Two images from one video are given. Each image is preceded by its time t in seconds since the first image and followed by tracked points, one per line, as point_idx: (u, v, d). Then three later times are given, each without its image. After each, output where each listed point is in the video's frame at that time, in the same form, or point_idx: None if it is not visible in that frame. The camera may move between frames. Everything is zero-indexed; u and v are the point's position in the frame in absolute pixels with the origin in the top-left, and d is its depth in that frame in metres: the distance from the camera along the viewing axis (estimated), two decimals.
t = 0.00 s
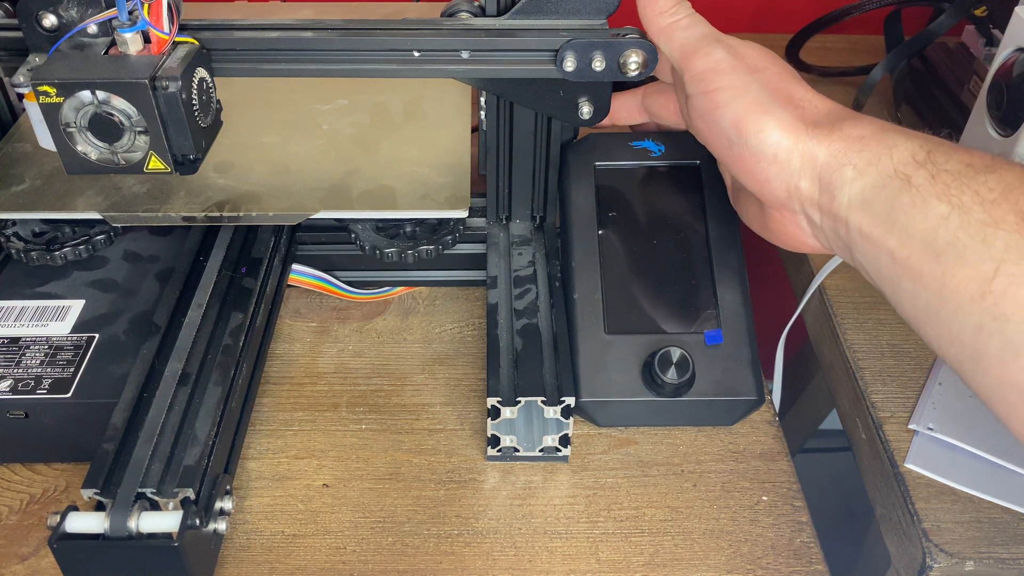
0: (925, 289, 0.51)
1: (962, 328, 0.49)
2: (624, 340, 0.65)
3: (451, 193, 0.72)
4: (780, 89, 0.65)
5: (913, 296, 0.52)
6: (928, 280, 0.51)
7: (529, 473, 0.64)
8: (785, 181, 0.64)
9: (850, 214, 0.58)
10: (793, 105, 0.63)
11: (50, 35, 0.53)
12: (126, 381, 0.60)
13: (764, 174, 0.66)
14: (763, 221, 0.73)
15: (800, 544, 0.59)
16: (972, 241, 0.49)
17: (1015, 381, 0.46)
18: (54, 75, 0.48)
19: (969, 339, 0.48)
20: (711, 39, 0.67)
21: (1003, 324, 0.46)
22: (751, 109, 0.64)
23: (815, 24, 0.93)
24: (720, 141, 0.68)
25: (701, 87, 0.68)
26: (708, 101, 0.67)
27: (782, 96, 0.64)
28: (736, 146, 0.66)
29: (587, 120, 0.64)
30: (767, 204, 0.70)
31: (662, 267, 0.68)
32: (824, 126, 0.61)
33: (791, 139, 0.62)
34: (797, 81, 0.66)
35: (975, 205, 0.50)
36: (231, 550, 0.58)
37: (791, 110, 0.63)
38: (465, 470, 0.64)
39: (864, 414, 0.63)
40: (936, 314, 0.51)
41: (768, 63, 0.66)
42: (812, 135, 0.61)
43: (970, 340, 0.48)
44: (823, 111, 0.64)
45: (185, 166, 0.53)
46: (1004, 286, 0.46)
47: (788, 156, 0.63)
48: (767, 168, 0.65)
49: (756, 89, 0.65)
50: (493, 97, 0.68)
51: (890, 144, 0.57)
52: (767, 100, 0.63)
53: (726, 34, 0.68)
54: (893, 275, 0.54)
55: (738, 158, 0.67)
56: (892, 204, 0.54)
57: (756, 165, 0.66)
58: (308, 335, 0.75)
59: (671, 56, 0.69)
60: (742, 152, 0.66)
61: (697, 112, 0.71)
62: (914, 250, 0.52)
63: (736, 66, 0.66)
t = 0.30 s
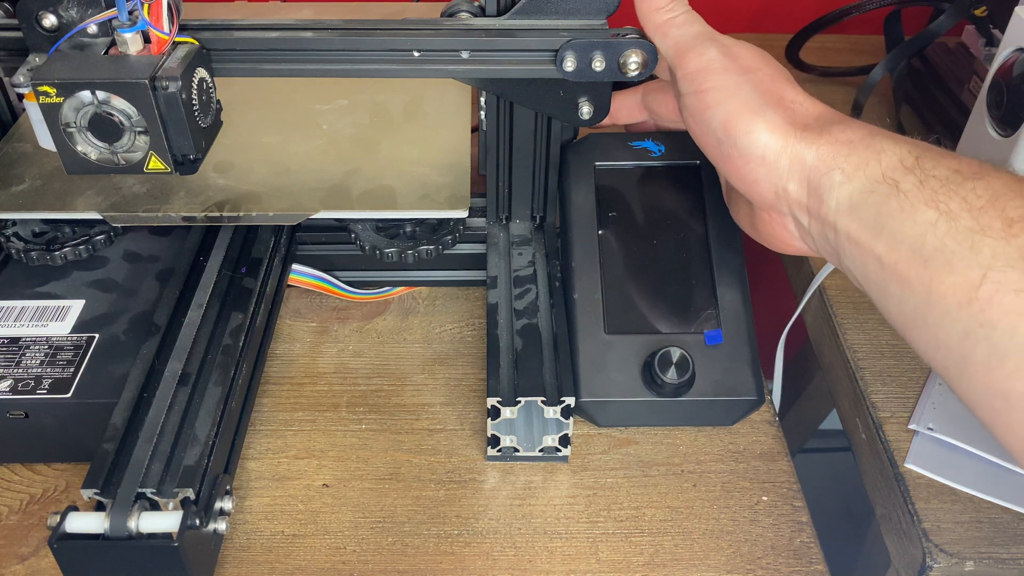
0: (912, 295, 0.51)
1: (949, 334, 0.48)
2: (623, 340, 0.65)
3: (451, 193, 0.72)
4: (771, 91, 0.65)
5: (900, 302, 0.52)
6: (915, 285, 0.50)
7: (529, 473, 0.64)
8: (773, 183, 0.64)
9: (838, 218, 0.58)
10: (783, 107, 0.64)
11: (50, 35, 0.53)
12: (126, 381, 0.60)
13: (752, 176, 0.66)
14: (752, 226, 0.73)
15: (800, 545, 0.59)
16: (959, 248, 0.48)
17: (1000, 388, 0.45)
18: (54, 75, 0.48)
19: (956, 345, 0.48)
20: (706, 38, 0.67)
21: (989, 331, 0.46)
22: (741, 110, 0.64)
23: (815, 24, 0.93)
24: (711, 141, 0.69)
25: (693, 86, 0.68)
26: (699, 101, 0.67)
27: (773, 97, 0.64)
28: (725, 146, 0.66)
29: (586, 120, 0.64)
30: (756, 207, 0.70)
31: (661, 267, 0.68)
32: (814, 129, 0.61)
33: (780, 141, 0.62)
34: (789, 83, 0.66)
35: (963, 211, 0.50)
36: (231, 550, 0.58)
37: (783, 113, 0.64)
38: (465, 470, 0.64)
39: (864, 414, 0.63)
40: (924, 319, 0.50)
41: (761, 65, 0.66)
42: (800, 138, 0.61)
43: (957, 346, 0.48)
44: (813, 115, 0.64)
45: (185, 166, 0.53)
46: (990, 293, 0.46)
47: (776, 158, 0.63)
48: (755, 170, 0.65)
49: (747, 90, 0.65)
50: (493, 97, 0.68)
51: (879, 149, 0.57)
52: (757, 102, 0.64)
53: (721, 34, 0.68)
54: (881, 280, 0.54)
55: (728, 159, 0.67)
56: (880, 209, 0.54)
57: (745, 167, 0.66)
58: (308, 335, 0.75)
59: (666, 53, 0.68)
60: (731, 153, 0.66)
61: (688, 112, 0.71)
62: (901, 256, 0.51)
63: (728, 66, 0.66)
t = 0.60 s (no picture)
0: (901, 297, 0.51)
1: (936, 336, 0.48)
2: (623, 340, 0.65)
3: (451, 193, 0.72)
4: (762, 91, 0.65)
5: (889, 303, 0.52)
6: (904, 287, 0.50)
7: (529, 473, 0.64)
8: (762, 184, 0.64)
9: (827, 219, 0.58)
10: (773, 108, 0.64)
11: (50, 35, 0.53)
12: (126, 381, 0.60)
13: (742, 176, 0.66)
14: (742, 228, 0.73)
15: (800, 544, 0.59)
16: (948, 250, 0.48)
17: (987, 391, 0.45)
18: (54, 75, 0.48)
19: (943, 348, 0.48)
20: (698, 38, 0.66)
21: (977, 333, 0.45)
22: (731, 111, 0.64)
23: (816, 24, 0.93)
24: (701, 142, 0.69)
25: (684, 86, 0.67)
26: (690, 101, 0.67)
27: (764, 98, 0.64)
28: (716, 147, 0.66)
29: (586, 120, 0.64)
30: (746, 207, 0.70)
31: (661, 267, 0.68)
32: (805, 131, 0.61)
33: (770, 142, 0.62)
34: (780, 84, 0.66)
35: (952, 213, 0.50)
36: (231, 550, 0.58)
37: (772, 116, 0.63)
38: (465, 470, 0.64)
39: (864, 414, 0.63)
40: (912, 322, 0.50)
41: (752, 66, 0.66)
42: (790, 139, 0.61)
43: (944, 348, 0.48)
44: (803, 115, 0.64)
45: (185, 166, 0.53)
46: (978, 295, 0.46)
47: (766, 159, 0.63)
48: (743, 172, 0.65)
49: (737, 91, 0.65)
50: (493, 97, 0.68)
51: (869, 151, 0.57)
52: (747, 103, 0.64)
53: (714, 34, 0.68)
54: (869, 281, 0.54)
55: (718, 159, 0.67)
56: (869, 212, 0.54)
57: (734, 169, 0.66)
58: (308, 335, 0.75)
59: (658, 53, 0.67)
60: (721, 153, 0.67)
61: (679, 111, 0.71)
62: (890, 258, 0.51)
63: (720, 67, 0.66)
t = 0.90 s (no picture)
0: (932, 272, 0.50)
1: (967, 313, 0.48)
2: (623, 339, 0.65)
3: (451, 193, 0.72)
4: (786, 62, 0.63)
5: (919, 278, 0.51)
6: (936, 262, 0.49)
7: (529, 473, 0.64)
8: (785, 156, 0.62)
9: (852, 190, 0.56)
10: (797, 78, 0.62)
11: (50, 35, 0.53)
12: (126, 381, 0.60)
13: (764, 148, 0.64)
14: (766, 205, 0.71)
15: (800, 544, 0.59)
16: (982, 224, 0.47)
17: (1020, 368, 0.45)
18: (54, 75, 0.48)
19: (976, 324, 0.47)
20: (719, 9, 0.66)
21: (1011, 311, 0.45)
22: (752, 80, 0.63)
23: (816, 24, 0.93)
24: (722, 114, 0.67)
25: (705, 55, 0.66)
26: (710, 70, 0.66)
27: (787, 68, 0.63)
28: (737, 118, 0.65)
29: (587, 120, 0.64)
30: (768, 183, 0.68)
31: (661, 267, 0.68)
32: (829, 100, 0.59)
33: (793, 111, 0.60)
34: (806, 55, 0.65)
35: (988, 185, 0.48)
36: (231, 550, 0.58)
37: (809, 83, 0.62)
38: (465, 470, 0.64)
39: (864, 414, 0.63)
40: (942, 297, 0.50)
41: (777, 36, 0.65)
42: (815, 107, 0.59)
43: (977, 325, 0.47)
44: (828, 86, 0.62)
45: (185, 166, 0.53)
46: (1015, 271, 0.45)
47: (789, 130, 0.61)
48: (768, 139, 0.63)
49: (760, 60, 0.63)
50: (493, 97, 0.68)
51: (897, 120, 0.55)
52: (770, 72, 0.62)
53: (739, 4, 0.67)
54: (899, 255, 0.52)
55: (739, 132, 0.66)
56: (898, 181, 0.52)
57: (761, 135, 0.64)
58: (308, 335, 0.75)
59: (681, 24, 0.68)
60: (741, 125, 0.65)
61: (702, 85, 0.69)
62: (920, 230, 0.50)
63: (742, 35, 0.64)
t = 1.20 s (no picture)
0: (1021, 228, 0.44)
1: None
2: (623, 339, 0.65)
3: (451, 193, 0.72)
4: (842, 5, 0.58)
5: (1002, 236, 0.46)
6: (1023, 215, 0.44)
7: (528, 473, 0.64)
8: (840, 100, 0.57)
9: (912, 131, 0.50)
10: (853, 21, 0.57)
11: (50, 35, 0.53)
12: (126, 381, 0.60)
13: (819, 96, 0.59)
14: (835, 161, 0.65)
15: (800, 544, 0.59)
16: None
17: None
18: (54, 75, 0.48)
19: None
20: None
21: None
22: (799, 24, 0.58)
23: (815, 25, 0.94)
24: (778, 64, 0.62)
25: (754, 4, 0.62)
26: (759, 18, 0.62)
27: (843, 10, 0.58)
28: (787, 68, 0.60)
29: (587, 120, 0.63)
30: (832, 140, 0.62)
31: (661, 266, 0.68)
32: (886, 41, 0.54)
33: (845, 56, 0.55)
34: None
35: None
36: (231, 550, 0.58)
37: None
38: (465, 470, 0.64)
39: (864, 414, 0.62)
40: None
41: None
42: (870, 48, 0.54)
43: None
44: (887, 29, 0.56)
45: (185, 166, 0.53)
46: None
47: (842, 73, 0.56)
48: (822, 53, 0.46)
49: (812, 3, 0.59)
50: (493, 97, 0.69)
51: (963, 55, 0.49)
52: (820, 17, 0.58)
53: None
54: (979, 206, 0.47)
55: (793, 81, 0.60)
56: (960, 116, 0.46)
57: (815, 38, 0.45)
58: (308, 335, 0.75)
59: None
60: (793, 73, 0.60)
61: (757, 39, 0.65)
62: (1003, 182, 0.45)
63: None
